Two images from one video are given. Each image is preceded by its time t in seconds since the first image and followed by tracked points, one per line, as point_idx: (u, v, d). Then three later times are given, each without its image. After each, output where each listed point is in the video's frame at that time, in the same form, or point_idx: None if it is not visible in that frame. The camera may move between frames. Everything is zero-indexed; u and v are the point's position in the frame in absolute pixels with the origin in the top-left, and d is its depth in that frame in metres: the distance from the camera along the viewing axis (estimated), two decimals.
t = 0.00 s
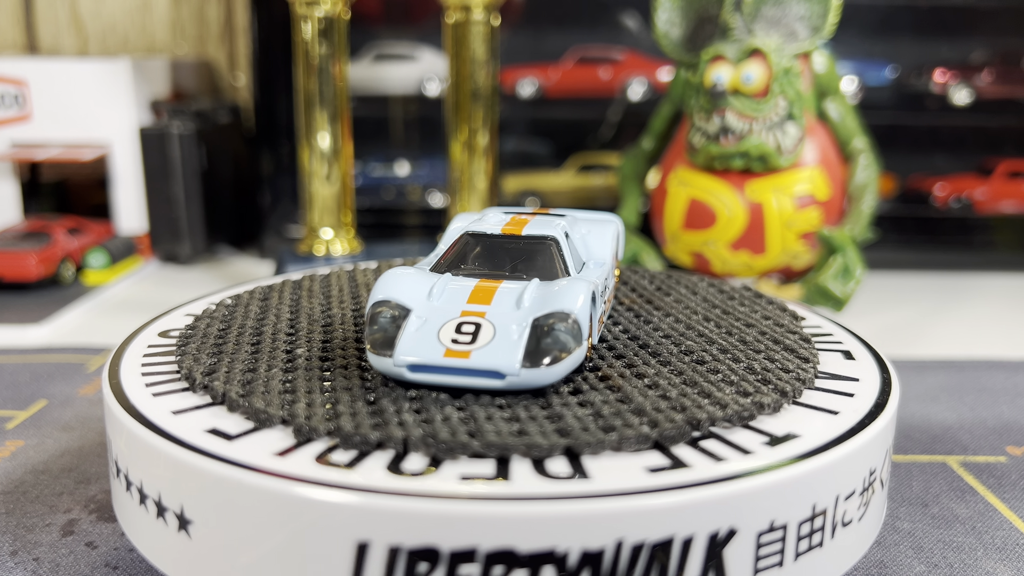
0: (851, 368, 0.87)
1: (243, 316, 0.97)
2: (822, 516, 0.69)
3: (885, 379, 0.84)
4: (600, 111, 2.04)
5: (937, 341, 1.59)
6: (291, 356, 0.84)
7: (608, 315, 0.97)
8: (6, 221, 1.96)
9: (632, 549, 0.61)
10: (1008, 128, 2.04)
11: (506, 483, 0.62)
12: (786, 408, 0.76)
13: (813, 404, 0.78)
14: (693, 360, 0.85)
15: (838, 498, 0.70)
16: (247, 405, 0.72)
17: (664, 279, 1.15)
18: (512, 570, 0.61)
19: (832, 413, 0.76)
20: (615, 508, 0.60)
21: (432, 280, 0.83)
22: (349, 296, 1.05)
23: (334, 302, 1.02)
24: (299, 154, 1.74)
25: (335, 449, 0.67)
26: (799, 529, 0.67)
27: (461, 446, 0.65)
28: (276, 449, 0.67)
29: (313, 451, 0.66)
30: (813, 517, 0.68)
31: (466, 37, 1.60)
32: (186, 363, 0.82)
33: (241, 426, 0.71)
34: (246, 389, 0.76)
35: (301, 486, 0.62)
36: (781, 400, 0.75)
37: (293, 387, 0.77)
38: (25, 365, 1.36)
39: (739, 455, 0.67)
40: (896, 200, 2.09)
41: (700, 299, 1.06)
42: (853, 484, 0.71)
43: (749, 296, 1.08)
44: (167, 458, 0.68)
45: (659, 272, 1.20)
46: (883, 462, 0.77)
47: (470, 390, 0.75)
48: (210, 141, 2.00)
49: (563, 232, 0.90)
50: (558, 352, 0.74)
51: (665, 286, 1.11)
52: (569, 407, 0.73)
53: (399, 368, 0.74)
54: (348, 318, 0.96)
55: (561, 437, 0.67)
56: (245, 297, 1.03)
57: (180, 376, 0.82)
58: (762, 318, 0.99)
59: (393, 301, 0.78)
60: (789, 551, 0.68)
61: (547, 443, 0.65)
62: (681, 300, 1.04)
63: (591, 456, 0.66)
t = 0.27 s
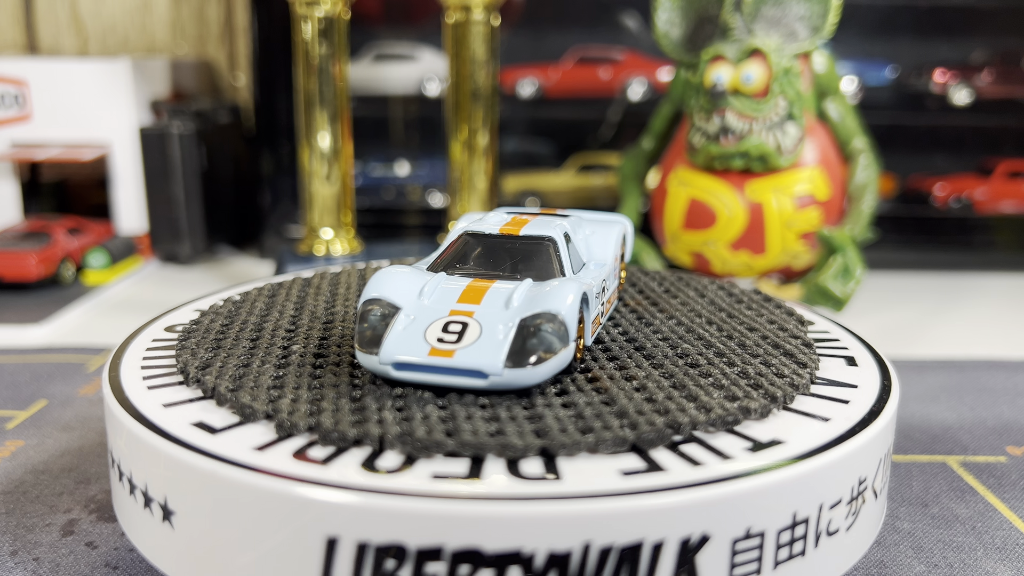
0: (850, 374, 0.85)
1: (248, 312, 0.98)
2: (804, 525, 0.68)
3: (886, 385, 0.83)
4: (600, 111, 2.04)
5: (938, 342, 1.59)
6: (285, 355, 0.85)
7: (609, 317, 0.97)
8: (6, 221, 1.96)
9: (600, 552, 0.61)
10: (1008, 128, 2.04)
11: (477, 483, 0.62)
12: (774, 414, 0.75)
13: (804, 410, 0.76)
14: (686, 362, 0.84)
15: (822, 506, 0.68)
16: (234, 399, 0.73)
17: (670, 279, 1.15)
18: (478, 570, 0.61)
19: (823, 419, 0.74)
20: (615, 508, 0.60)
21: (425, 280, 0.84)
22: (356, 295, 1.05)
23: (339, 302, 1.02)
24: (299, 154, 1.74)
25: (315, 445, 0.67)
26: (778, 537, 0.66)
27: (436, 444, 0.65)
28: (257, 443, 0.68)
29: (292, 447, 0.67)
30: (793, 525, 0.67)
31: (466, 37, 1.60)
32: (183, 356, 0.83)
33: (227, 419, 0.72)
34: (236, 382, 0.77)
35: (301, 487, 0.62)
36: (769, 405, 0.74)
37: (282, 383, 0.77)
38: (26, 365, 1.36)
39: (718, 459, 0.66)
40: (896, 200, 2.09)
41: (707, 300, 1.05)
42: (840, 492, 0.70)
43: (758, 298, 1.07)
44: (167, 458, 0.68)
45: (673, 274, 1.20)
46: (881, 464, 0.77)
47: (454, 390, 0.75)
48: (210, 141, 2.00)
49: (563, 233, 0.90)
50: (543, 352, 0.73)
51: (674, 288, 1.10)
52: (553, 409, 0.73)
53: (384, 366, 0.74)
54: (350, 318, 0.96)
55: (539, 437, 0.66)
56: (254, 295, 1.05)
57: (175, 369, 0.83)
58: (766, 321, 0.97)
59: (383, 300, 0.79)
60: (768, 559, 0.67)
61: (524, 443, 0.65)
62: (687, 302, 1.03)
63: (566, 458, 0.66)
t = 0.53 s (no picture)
0: (847, 380, 0.83)
1: (253, 309, 0.99)
2: (784, 534, 0.66)
3: (886, 388, 0.82)
4: (600, 111, 2.04)
5: (938, 342, 1.59)
6: (279, 352, 0.86)
7: (610, 319, 0.97)
8: (6, 221, 1.96)
9: (568, 555, 0.60)
10: (1008, 128, 2.04)
11: (449, 481, 0.62)
12: (763, 419, 0.74)
13: (799, 413, 0.75)
14: (679, 366, 0.83)
15: (805, 515, 0.67)
16: (223, 395, 0.74)
17: (674, 281, 1.15)
18: (445, 569, 0.61)
19: (812, 426, 0.73)
20: (615, 508, 0.60)
21: (418, 277, 0.84)
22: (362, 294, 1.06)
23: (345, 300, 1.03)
24: (299, 154, 1.74)
25: (296, 440, 0.68)
26: (756, 544, 0.65)
27: (411, 443, 0.66)
28: (240, 438, 0.69)
29: (272, 442, 0.68)
30: (772, 533, 0.66)
31: (466, 37, 1.60)
32: (181, 351, 0.85)
33: (216, 414, 0.74)
34: (227, 377, 0.79)
35: (301, 487, 0.62)
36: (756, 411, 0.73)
37: (273, 378, 0.79)
38: (25, 365, 1.36)
39: (697, 464, 0.66)
40: (896, 200, 2.09)
41: (715, 303, 1.04)
42: (825, 501, 0.68)
43: (765, 301, 1.06)
44: (167, 458, 0.68)
45: (685, 275, 1.19)
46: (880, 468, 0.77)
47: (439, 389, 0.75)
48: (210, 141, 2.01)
49: (562, 233, 0.90)
50: (527, 352, 0.73)
51: (682, 290, 1.09)
52: (535, 409, 0.73)
53: (371, 364, 0.75)
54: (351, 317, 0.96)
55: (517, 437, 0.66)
56: (262, 292, 1.06)
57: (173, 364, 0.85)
58: (769, 326, 0.96)
59: (373, 297, 0.79)
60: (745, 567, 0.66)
61: (500, 442, 0.65)
62: (693, 305, 1.03)
63: (541, 459, 0.66)
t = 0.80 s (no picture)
0: (844, 386, 0.82)
1: (259, 306, 1.00)
2: (763, 541, 0.65)
3: (887, 389, 0.82)
4: (600, 111, 2.04)
5: (938, 342, 1.59)
6: (274, 350, 0.86)
7: (611, 321, 0.96)
8: (6, 221, 1.96)
9: (536, 556, 0.60)
10: (1007, 128, 2.04)
11: (420, 480, 0.62)
12: (750, 424, 0.73)
13: (798, 413, 0.75)
14: (670, 368, 0.82)
15: (786, 523, 0.66)
16: (213, 390, 0.76)
17: (680, 282, 1.14)
18: (413, 567, 0.61)
19: (800, 432, 0.71)
20: (617, 508, 0.60)
21: (411, 276, 0.85)
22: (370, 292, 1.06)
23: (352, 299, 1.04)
24: (299, 154, 1.74)
25: (277, 436, 0.69)
26: (732, 551, 0.64)
27: (387, 441, 0.66)
28: (224, 432, 0.70)
29: (255, 437, 0.69)
30: (750, 540, 0.65)
31: (466, 37, 1.60)
32: (180, 346, 0.87)
33: (206, 407, 0.75)
34: (220, 372, 0.80)
35: (302, 487, 0.62)
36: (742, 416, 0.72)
37: (264, 374, 0.80)
38: (25, 365, 1.36)
39: (675, 467, 0.65)
40: (896, 200, 2.09)
41: (721, 305, 1.03)
42: (809, 509, 0.67)
43: (771, 304, 1.05)
44: (167, 458, 0.68)
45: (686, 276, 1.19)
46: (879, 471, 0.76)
47: (426, 388, 0.75)
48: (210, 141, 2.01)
49: (560, 233, 0.89)
50: (512, 352, 0.73)
51: (690, 292, 1.09)
52: (519, 410, 0.73)
53: (359, 361, 0.75)
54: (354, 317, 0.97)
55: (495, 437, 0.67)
56: (271, 290, 1.07)
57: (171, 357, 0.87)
58: (770, 331, 0.94)
59: (365, 296, 0.80)
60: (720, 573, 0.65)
61: (476, 442, 0.66)
62: (696, 308, 1.02)
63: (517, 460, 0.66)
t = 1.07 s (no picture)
0: (841, 393, 0.80)
1: (266, 303, 1.01)
2: (740, 548, 0.64)
3: (886, 389, 0.82)
4: (600, 111, 2.04)
5: (938, 342, 1.59)
6: (270, 346, 0.87)
7: (612, 322, 0.96)
8: (6, 221, 1.96)
9: (504, 557, 0.60)
10: (1008, 128, 2.04)
11: (392, 478, 0.63)
12: (735, 429, 0.72)
13: (798, 413, 0.75)
14: (663, 371, 0.82)
15: (764, 530, 0.65)
16: (204, 384, 0.77)
17: (687, 283, 1.14)
18: (383, 564, 0.61)
19: (787, 439, 0.70)
20: (617, 508, 0.60)
21: (405, 276, 0.86)
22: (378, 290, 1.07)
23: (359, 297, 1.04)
24: (299, 154, 1.74)
25: (260, 431, 0.70)
26: (706, 558, 0.63)
27: (365, 438, 0.66)
28: (209, 426, 0.71)
29: (246, 434, 0.69)
30: (726, 547, 0.64)
31: (466, 37, 1.60)
32: (180, 340, 0.88)
33: (198, 401, 0.76)
34: (214, 366, 0.81)
35: (301, 488, 0.62)
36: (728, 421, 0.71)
37: (256, 369, 0.81)
38: (25, 365, 1.36)
39: (652, 471, 0.64)
40: (896, 200, 2.09)
41: (727, 307, 1.03)
42: (790, 516, 0.66)
43: (779, 307, 1.04)
44: (167, 458, 0.68)
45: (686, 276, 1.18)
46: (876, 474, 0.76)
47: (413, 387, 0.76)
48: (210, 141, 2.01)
49: (558, 233, 0.89)
50: (498, 352, 0.73)
51: (697, 294, 1.08)
52: (502, 409, 0.73)
53: (347, 359, 0.76)
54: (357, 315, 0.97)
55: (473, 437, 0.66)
56: (281, 288, 1.08)
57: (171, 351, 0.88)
58: (773, 334, 0.93)
59: (358, 294, 0.81)
60: None
61: (453, 441, 0.66)
62: (700, 309, 1.01)
63: (493, 460, 0.66)
